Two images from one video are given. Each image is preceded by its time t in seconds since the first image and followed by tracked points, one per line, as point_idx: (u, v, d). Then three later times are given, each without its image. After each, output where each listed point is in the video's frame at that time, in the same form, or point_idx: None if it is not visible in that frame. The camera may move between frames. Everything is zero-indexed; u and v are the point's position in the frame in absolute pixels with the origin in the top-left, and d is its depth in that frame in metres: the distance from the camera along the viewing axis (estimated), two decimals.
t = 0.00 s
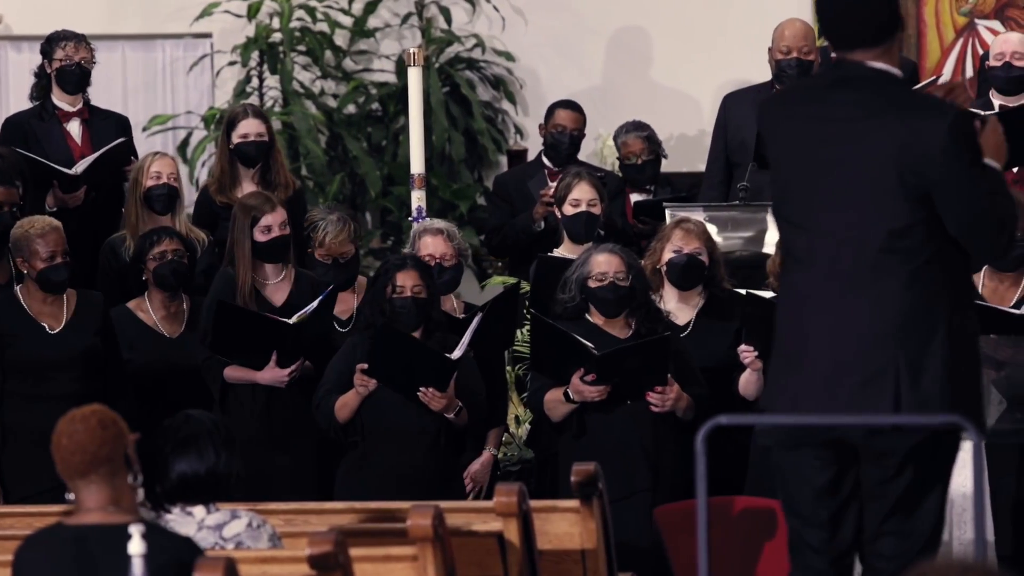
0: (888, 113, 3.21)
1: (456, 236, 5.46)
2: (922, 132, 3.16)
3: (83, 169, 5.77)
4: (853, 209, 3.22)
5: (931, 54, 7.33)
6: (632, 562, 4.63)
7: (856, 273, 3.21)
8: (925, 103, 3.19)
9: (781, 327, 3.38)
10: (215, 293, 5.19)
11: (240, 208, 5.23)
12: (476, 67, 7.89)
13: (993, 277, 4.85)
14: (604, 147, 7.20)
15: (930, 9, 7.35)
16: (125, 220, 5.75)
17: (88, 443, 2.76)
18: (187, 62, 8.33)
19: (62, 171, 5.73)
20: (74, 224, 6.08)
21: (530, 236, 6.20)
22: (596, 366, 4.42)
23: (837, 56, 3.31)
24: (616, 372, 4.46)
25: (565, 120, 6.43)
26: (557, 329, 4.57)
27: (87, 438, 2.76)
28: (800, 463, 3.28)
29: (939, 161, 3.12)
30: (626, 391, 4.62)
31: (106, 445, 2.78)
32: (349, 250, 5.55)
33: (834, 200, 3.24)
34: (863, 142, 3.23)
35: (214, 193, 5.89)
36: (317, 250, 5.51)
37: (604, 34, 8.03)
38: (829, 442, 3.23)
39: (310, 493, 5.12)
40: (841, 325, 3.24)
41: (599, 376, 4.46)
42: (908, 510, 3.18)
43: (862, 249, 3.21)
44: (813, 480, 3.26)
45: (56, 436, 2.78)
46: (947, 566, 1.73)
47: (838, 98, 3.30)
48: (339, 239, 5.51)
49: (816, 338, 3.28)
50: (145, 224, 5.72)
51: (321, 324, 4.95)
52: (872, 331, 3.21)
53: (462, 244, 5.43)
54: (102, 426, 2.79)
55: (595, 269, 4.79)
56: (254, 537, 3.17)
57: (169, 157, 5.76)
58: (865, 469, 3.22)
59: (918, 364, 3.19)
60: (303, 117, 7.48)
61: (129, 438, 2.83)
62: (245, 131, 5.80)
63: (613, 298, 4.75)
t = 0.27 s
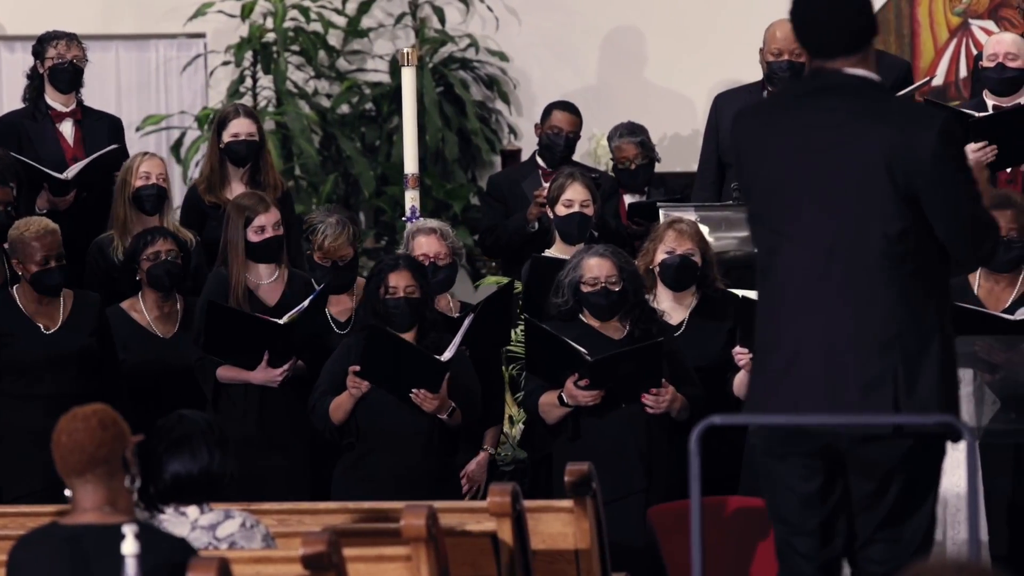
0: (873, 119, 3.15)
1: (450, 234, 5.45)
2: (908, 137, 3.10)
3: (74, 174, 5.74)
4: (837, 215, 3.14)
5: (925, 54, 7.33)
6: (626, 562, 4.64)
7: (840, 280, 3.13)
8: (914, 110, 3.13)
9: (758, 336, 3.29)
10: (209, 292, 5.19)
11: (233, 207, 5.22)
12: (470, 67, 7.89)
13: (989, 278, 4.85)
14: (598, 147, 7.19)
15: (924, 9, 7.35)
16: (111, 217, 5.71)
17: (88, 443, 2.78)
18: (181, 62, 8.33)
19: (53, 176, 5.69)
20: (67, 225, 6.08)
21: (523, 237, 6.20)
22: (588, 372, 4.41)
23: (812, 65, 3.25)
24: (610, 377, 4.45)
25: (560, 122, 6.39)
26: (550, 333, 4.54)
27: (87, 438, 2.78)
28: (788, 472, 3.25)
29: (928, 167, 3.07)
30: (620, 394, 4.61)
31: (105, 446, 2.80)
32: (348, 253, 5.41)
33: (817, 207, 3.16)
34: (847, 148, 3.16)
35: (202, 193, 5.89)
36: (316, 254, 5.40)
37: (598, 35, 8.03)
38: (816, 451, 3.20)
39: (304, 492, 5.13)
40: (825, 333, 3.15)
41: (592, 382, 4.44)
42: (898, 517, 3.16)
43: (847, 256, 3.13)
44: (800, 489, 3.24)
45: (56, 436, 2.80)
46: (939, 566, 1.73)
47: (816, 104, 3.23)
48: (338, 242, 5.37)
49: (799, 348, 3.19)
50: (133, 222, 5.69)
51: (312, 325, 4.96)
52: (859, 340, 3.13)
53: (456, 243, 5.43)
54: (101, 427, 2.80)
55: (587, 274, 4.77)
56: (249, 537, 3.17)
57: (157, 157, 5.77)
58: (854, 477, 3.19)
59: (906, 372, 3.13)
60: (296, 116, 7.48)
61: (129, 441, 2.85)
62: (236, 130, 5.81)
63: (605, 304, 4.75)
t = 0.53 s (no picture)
0: (852, 113, 3.03)
1: (446, 234, 5.46)
2: (887, 126, 2.99)
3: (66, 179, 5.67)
4: (815, 209, 3.02)
5: (919, 55, 7.34)
6: (620, 563, 4.64)
7: (818, 277, 3.02)
8: (893, 104, 3.02)
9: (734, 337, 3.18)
10: (202, 292, 5.19)
11: (226, 207, 5.22)
12: (464, 67, 7.90)
13: (984, 278, 4.87)
14: (592, 147, 7.18)
15: (918, 9, 7.36)
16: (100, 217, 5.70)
17: (90, 443, 2.79)
18: (175, 62, 8.33)
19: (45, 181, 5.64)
20: (60, 225, 6.07)
21: (517, 237, 6.21)
22: (581, 374, 4.41)
23: (777, 67, 3.12)
24: (603, 379, 4.45)
25: (552, 121, 6.45)
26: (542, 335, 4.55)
27: (90, 437, 2.79)
28: (768, 472, 3.13)
29: (909, 158, 2.97)
30: (615, 395, 4.61)
31: (107, 448, 2.80)
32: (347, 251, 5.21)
33: (793, 201, 3.05)
34: (823, 140, 3.04)
35: (188, 193, 5.89)
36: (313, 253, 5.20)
37: (593, 35, 8.03)
38: (796, 451, 3.08)
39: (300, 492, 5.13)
40: (802, 333, 3.04)
41: (584, 383, 4.43)
42: (882, 514, 3.06)
43: (826, 250, 3.01)
44: (781, 489, 3.12)
45: (62, 436, 2.81)
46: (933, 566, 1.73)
47: (788, 99, 3.11)
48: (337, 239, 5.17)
49: (776, 348, 3.07)
50: (122, 221, 5.68)
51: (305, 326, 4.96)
52: (837, 338, 3.02)
53: (451, 242, 5.43)
54: (107, 429, 2.81)
55: (579, 276, 4.77)
56: (242, 537, 3.18)
57: (147, 157, 5.76)
58: (836, 477, 3.08)
59: (887, 368, 3.01)
60: (291, 117, 7.48)
61: (134, 446, 2.84)
62: (226, 131, 5.80)
63: (596, 305, 4.76)
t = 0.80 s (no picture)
0: (831, 114, 3.06)
1: (441, 234, 5.45)
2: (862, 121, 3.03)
3: (57, 181, 5.67)
4: (796, 207, 3.06)
5: (912, 55, 7.35)
6: (611, 562, 4.64)
7: (800, 273, 3.05)
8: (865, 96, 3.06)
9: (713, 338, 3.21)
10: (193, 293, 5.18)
11: (217, 207, 5.20)
12: (457, 67, 7.89)
13: (976, 277, 4.87)
14: (585, 146, 7.18)
15: (910, 9, 7.37)
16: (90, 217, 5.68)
17: (86, 444, 2.79)
18: (167, 62, 8.31)
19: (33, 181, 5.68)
20: (52, 225, 6.07)
21: (510, 237, 6.21)
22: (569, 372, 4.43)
23: (746, 66, 3.17)
24: (591, 375, 4.48)
25: (540, 120, 6.45)
26: (532, 333, 4.58)
27: (86, 438, 2.79)
28: (751, 469, 3.15)
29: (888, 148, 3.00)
30: (606, 394, 4.62)
31: (104, 449, 2.80)
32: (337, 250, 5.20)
33: (773, 200, 3.08)
34: (800, 137, 3.07)
35: (176, 192, 5.89)
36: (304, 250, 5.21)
37: (585, 36, 8.03)
38: (778, 446, 3.10)
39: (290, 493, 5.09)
40: (784, 330, 3.07)
41: (572, 380, 4.45)
42: (866, 508, 3.08)
43: (807, 248, 3.05)
44: (764, 486, 3.13)
45: (61, 434, 2.82)
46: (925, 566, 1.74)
47: (761, 100, 3.14)
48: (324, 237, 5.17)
49: (757, 346, 3.10)
50: (112, 221, 5.66)
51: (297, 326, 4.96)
52: (819, 334, 3.05)
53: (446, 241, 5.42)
54: (106, 431, 2.81)
55: (569, 275, 4.79)
56: (234, 537, 3.17)
57: (137, 157, 5.73)
58: (818, 473, 3.10)
59: (867, 362, 3.05)
60: (283, 116, 7.47)
61: (134, 450, 2.84)
62: (215, 130, 5.80)
63: (585, 303, 4.77)
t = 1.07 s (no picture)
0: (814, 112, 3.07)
1: (433, 233, 5.44)
2: (841, 120, 3.04)
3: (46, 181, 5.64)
4: (777, 206, 3.06)
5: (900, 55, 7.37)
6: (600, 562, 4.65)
7: (781, 273, 3.06)
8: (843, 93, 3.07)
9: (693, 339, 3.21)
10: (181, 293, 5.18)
11: (205, 208, 5.19)
12: (446, 67, 7.89)
13: (963, 277, 4.88)
14: (574, 146, 7.18)
15: (899, 8, 7.38)
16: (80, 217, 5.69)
17: (73, 444, 2.79)
18: (156, 62, 8.30)
19: (23, 180, 5.61)
20: (39, 225, 6.06)
21: (499, 238, 6.21)
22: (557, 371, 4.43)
23: (717, 68, 3.18)
24: (578, 375, 4.47)
25: (524, 121, 6.45)
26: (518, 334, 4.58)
27: (74, 439, 2.79)
28: (732, 468, 3.15)
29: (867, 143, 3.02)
30: (594, 392, 4.62)
31: (91, 449, 2.80)
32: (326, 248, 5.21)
33: (754, 199, 3.08)
34: (780, 136, 3.06)
35: (162, 191, 5.90)
36: (294, 248, 5.20)
37: (574, 35, 8.03)
38: (760, 445, 3.11)
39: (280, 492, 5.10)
40: (764, 328, 3.07)
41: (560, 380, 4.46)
42: (848, 506, 3.09)
43: (788, 247, 3.05)
44: (746, 485, 3.13)
45: (49, 434, 2.82)
46: (915, 566, 1.74)
47: (740, 99, 3.14)
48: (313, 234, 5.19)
49: (738, 345, 3.10)
50: (102, 221, 5.67)
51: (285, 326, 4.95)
52: (800, 333, 3.06)
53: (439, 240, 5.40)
54: (92, 430, 2.81)
55: (558, 275, 4.79)
56: (225, 537, 3.16)
57: (126, 157, 5.73)
58: (800, 472, 3.11)
59: (848, 359, 3.06)
60: (272, 116, 7.46)
61: (120, 448, 2.83)
62: (203, 131, 5.79)
63: (573, 303, 4.77)
